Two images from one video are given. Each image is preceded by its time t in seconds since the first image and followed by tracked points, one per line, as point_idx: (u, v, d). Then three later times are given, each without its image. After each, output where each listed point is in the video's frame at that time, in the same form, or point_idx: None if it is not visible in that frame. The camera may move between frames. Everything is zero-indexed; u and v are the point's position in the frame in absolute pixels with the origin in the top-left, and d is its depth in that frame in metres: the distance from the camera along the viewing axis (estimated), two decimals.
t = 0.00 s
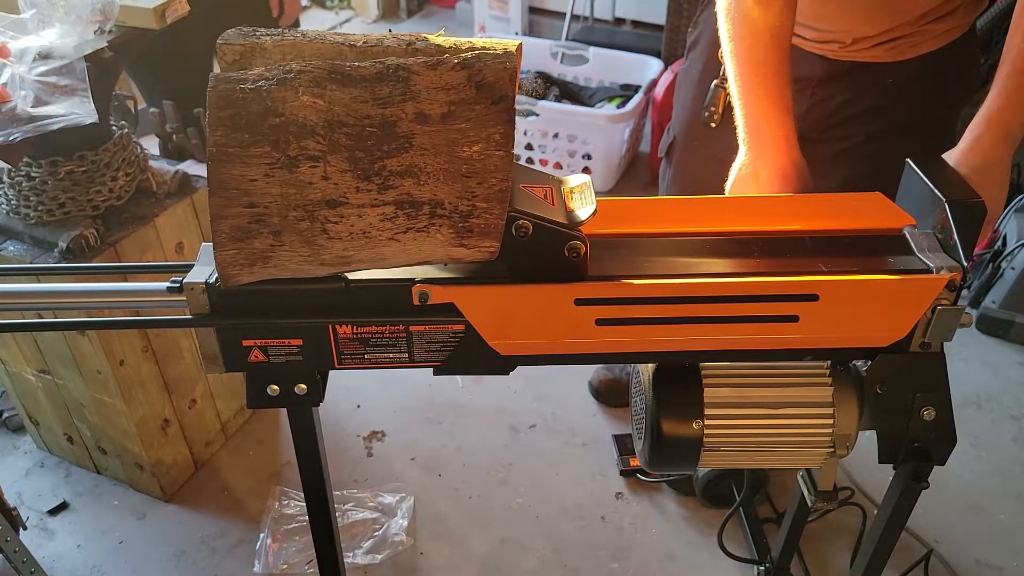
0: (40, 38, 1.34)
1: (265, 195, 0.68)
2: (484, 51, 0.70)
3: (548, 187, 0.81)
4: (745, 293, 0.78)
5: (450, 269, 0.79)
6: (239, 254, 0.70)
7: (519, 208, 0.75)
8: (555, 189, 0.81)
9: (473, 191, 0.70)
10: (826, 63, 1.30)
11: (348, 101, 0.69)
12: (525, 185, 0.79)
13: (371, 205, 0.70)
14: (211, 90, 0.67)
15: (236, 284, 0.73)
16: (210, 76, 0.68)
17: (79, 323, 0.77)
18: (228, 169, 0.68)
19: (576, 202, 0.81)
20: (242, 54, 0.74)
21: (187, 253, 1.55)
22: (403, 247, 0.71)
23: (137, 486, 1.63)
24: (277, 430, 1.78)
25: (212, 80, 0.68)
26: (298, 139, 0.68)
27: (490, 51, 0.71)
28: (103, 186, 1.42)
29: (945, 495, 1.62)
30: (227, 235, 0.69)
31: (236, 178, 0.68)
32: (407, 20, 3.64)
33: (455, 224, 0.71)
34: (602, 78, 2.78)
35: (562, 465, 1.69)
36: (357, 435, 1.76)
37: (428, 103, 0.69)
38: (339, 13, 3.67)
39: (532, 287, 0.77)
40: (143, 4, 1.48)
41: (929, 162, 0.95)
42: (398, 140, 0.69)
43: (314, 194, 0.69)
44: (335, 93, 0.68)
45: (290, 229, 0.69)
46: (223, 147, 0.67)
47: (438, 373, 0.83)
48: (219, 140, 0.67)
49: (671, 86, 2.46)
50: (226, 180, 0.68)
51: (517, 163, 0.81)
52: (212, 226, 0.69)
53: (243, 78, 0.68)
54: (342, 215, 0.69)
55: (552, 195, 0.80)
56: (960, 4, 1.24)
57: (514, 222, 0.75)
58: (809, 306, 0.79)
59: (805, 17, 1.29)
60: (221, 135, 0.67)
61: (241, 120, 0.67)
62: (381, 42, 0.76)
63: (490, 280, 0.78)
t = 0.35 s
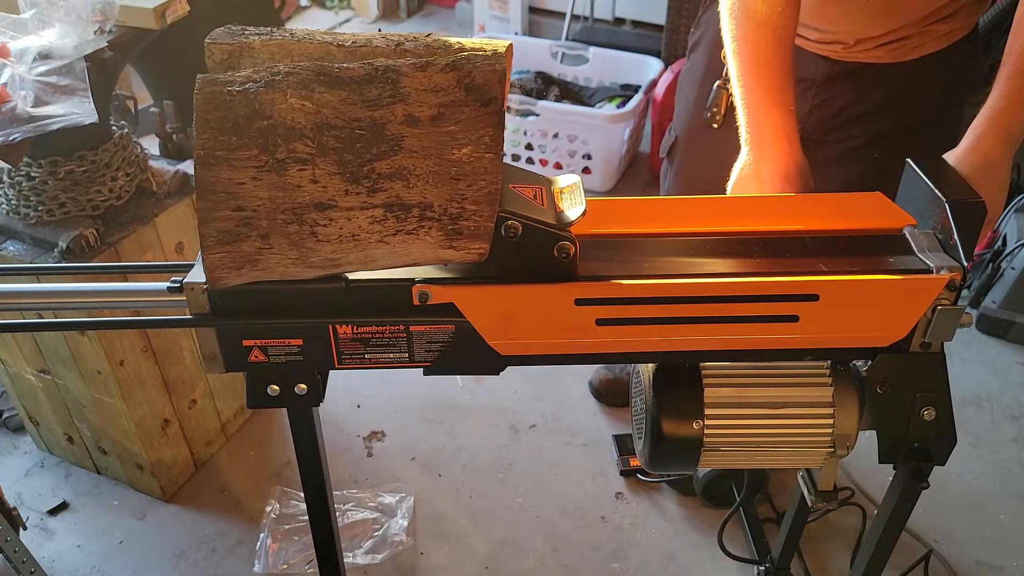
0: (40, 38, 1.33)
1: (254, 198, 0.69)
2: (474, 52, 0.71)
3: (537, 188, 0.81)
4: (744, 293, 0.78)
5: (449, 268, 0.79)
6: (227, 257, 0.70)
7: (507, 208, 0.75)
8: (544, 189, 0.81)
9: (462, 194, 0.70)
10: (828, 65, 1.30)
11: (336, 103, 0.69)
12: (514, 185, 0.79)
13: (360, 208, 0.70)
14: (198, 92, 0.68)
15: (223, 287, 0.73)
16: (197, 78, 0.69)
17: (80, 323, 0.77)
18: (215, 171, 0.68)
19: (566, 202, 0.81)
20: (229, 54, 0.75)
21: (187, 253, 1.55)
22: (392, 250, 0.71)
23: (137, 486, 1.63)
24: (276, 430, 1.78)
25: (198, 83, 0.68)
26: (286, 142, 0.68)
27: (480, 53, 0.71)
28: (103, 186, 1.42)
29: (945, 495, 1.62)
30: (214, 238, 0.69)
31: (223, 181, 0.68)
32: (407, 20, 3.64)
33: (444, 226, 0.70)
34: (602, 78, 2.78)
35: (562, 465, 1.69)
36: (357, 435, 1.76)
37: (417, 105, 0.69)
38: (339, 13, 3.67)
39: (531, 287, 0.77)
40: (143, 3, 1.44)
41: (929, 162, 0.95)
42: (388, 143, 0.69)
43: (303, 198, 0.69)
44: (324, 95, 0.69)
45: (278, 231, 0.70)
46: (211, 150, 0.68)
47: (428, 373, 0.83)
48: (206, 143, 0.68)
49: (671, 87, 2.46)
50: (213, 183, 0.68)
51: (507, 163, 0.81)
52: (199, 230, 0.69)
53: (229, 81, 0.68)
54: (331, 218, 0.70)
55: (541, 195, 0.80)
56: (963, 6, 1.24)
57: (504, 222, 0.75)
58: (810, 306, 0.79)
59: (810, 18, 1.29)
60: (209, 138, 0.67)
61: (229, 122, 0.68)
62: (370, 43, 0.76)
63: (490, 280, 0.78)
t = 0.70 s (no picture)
0: (42, 40, 1.35)
1: (241, 201, 0.69)
2: (461, 55, 0.72)
3: (526, 188, 0.81)
4: (743, 293, 0.79)
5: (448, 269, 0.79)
6: (214, 259, 0.70)
7: (496, 208, 0.75)
8: (532, 189, 0.81)
9: (450, 196, 0.70)
10: (831, 66, 1.30)
11: (323, 105, 0.69)
12: (503, 186, 0.79)
13: (348, 210, 0.70)
14: (185, 94, 0.68)
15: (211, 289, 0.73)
16: (183, 80, 0.69)
17: (82, 323, 0.78)
18: (203, 174, 0.68)
19: (553, 203, 0.81)
20: (217, 53, 0.76)
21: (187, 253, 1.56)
22: (380, 252, 0.71)
23: (137, 486, 1.64)
24: (277, 430, 1.78)
25: (184, 85, 0.68)
26: (274, 145, 0.69)
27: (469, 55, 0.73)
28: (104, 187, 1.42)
29: (944, 495, 1.63)
30: (201, 240, 0.69)
31: (211, 183, 0.68)
32: (408, 21, 3.64)
33: (433, 229, 0.71)
34: (602, 78, 2.78)
35: (562, 465, 1.69)
36: (357, 435, 1.76)
37: (405, 107, 0.70)
38: (339, 14, 3.67)
39: (530, 288, 0.78)
40: (143, 4, 1.39)
41: (928, 162, 0.95)
42: (375, 145, 0.70)
43: (291, 200, 0.69)
44: (311, 98, 0.69)
45: (265, 234, 0.70)
46: (198, 152, 0.68)
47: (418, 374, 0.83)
48: (193, 145, 0.68)
49: (671, 87, 2.46)
50: (199, 185, 0.68)
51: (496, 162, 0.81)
52: (186, 232, 0.69)
53: (216, 82, 0.69)
54: (319, 220, 0.70)
55: (529, 196, 0.80)
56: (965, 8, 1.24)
57: (492, 223, 0.75)
58: (809, 306, 0.80)
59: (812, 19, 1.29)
60: (196, 140, 0.68)
61: (216, 125, 0.68)
62: (357, 43, 0.78)
63: (490, 280, 0.78)
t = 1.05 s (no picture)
0: (42, 40, 1.35)
1: (228, 202, 0.69)
2: (450, 55, 0.72)
3: (515, 189, 0.81)
4: (744, 293, 0.79)
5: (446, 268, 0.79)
6: (201, 261, 0.70)
7: (483, 209, 0.75)
8: (521, 190, 0.81)
9: (439, 196, 0.71)
10: (833, 66, 1.30)
11: (312, 106, 0.69)
12: (492, 186, 0.79)
13: (337, 211, 0.70)
14: (171, 95, 0.67)
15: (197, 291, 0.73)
16: (168, 81, 0.68)
17: (82, 324, 0.78)
18: (189, 175, 0.68)
19: (543, 203, 0.81)
20: (207, 50, 0.78)
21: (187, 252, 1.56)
22: (369, 253, 0.72)
23: (137, 487, 1.64)
24: (277, 430, 1.78)
25: (170, 85, 0.68)
26: (262, 145, 0.68)
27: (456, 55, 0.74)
28: (104, 187, 1.42)
29: (944, 494, 1.63)
30: (188, 242, 0.69)
31: (197, 185, 0.68)
32: (408, 21, 3.64)
33: (422, 229, 0.71)
34: (602, 78, 2.78)
35: (563, 465, 1.69)
36: (357, 435, 1.76)
37: (394, 108, 0.70)
38: (339, 14, 3.67)
39: (530, 287, 0.78)
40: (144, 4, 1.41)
41: (928, 162, 0.95)
42: (364, 146, 0.70)
43: (278, 201, 0.69)
44: (300, 98, 0.69)
45: (253, 235, 0.70)
46: (183, 153, 0.67)
47: (406, 374, 0.83)
48: (179, 146, 0.67)
49: (671, 87, 2.46)
50: (187, 186, 0.68)
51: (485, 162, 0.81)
52: (173, 234, 0.69)
53: (202, 83, 0.68)
54: (307, 221, 0.70)
55: (518, 196, 0.80)
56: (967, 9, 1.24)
57: (481, 224, 0.75)
58: (809, 306, 0.80)
59: (813, 19, 1.29)
60: (181, 140, 0.67)
61: (203, 125, 0.67)
62: (346, 42, 0.79)
63: (490, 281, 0.78)
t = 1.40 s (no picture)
0: (42, 40, 1.35)
1: (215, 205, 0.69)
2: (438, 56, 0.72)
3: (504, 188, 0.81)
4: (743, 293, 0.79)
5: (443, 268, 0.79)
6: (189, 263, 0.71)
7: (472, 210, 0.75)
8: (511, 189, 0.81)
9: (428, 198, 0.72)
10: (832, 69, 1.30)
11: (300, 108, 0.70)
12: (481, 187, 0.79)
13: (326, 213, 0.71)
14: (158, 98, 0.67)
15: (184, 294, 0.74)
16: (155, 84, 0.68)
17: (83, 324, 0.78)
18: (176, 178, 0.68)
19: (533, 203, 0.81)
20: (194, 50, 0.78)
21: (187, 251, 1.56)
22: (357, 254, 0.73)
23: (137, 487, 1.64)
24: (277, 430, 1.78)
25: (158, 87, 0.68)
26: (249, 148, 0.69)
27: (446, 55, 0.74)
28: (104, 186, 1.42)
29: (944, 495, 1.63)
30: (176, 245, 0.70)
31: (184, 188, 0.68)
32: (408, 21, 3.64)
33: (410, 231, 0.72)
34: (602, 78, 2.78)
35: (563, 465, 1.69)
36: (357, 435, 1.76)
37: (382, 109, 0.71)
38: (339, 14, 3.67)
39: (529, 286, 0.78)
40: (143, 4, 1.40)
41: (928, 162, 0.95)
42: (353, 148, 0.70)
43: (267, 204, 0.70)
44: (287, 100, 0.69)
45: (241, 238, 0.71)
46: (170, 156, 0.68)
47: (397, 375, 0.83)
48: (166, 150, 0.68)
49: (671, 86, 2.46)
50: (174, 190, 0.68)
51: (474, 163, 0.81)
52: (161, 237, 0.70)
53: (188, 85, 0.69)
54: (296, 224, 0.71)
55: (508, 196, 0.80)
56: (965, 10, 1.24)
57: (470, 224, 0.75)
58: (808, 306, 0.80)
59: (810, 21, 1.29)
60: (168, 143, 0.68)
61: (190, 129, 0.68)
62: (334, 42, 0.80)
63: (490, 281, 0.78)
